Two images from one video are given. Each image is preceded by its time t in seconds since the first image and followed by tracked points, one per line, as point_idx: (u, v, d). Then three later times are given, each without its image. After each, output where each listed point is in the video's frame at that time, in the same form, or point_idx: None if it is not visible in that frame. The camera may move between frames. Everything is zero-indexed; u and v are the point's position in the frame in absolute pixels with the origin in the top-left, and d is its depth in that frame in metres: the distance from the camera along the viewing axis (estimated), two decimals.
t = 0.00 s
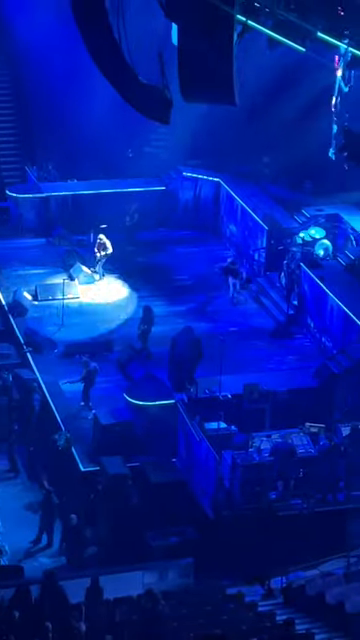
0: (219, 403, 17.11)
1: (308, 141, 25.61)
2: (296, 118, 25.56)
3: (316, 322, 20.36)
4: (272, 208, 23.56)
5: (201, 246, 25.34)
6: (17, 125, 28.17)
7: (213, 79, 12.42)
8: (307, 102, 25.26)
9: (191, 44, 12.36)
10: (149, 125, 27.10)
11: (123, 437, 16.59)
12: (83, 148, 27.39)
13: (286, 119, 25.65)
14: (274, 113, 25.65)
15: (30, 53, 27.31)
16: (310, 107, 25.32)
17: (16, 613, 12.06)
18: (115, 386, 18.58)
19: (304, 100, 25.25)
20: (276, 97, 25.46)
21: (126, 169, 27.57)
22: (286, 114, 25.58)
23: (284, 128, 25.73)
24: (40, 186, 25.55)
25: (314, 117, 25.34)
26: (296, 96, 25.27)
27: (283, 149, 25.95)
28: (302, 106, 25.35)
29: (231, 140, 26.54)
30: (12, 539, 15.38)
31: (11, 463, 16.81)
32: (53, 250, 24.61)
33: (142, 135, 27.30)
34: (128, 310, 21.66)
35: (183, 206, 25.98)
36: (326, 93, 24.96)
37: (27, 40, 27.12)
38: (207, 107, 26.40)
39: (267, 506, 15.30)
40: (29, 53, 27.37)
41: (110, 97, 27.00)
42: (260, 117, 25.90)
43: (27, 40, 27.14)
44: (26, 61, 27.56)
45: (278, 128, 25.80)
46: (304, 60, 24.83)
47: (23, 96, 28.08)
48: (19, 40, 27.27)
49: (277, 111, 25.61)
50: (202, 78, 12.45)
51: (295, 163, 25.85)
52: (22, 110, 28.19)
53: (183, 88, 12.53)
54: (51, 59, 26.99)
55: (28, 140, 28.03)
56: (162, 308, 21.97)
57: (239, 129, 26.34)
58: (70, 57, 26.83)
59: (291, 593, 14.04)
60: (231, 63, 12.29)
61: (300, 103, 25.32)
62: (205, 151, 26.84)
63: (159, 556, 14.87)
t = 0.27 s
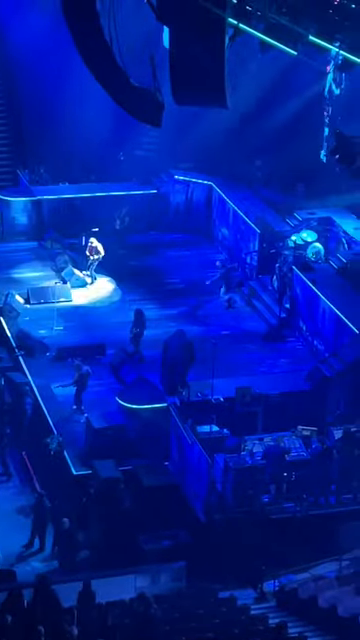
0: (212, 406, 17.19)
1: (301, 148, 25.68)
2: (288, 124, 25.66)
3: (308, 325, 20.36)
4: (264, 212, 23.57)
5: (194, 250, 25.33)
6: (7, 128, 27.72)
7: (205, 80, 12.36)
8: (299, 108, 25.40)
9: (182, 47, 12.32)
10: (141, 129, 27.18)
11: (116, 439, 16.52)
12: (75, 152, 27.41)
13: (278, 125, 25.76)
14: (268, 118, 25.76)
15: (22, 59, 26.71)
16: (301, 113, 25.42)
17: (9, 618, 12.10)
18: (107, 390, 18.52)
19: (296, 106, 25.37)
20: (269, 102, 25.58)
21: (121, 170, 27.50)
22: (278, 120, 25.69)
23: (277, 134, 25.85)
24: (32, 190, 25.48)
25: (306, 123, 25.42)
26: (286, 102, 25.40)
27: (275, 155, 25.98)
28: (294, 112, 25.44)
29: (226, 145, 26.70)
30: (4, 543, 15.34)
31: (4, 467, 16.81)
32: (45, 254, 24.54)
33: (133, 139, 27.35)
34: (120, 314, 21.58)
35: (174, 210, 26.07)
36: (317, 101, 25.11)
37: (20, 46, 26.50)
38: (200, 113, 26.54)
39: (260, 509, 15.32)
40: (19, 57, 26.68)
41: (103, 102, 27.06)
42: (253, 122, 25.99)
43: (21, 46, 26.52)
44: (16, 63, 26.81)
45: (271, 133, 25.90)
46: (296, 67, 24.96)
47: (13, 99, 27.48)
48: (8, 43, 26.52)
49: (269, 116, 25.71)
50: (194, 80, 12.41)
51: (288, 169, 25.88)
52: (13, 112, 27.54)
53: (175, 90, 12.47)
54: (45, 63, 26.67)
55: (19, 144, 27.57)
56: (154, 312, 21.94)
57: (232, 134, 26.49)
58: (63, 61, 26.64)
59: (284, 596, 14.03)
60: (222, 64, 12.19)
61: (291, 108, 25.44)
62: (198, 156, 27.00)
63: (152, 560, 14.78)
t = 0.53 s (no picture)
0: (208, 407, 17.15)
1: (292, 145, 25.63)
2: (279, 123, 25.61)
3: (304, 326, 20.38)
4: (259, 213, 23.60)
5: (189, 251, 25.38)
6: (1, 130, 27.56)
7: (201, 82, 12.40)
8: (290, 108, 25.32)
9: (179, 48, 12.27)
10: (137, 130, 27.32)
11: (112, 440, 16.48)
12: (69, 153, 27.48)
13: (270, 124, 25.73)
14: (260, 118, 25.72)
15: (16, 61, 26.47)
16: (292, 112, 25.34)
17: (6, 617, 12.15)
18: (103, 392, 18.53)
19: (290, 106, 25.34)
20: (261, 102, 25.54)
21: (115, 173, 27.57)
22: (270, 119, 25.66)
23: (270, 133, 25.83)
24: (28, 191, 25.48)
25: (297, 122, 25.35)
26: (278, 101, 25.34)
27: (269, 153, 26.05)
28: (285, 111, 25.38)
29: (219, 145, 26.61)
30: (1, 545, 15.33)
31: None
32: (41, 256, 24.53)
33: (130, 143, 27.50)
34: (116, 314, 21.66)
35: (169, 211, 26.23)
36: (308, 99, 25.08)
37: (13, 47, 26.25)
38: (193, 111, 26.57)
39: (255, 511, 15.25)
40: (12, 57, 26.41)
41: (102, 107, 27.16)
42: (246, 121, 25.96)
43: (15, 47, 26.26)
44: (8, 64, 26.51)
45: (264, 133, 25.88)
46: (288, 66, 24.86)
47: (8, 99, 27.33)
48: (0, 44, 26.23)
49: (262, 115, 25.68)
50: (190, 82, 12.45)
51: (281, 166, 25.99)
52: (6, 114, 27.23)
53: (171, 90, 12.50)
54: (39, 64, 26.53)
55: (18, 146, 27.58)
56: (151, 313, 21.94)
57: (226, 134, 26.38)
58: (57, 61, 26.52)
59: (280, 597, 14.02)
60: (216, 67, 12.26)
61: (283, 107, 25.37)
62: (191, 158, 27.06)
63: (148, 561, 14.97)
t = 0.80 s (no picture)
0: (206, 408, 17.18)
1: (289, 148, 25.39)
2: (276, 125, 25.46)
3: (301, 327, 20.39)
4: (256, 213, 23.62)
5: (186, 252, 25.38)
6: None
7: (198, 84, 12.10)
8: (286, 112, 25.06)
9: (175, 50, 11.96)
10: (135, 132, 27.45)
11: (111, 440, 16.61)
12: (67, 154, 27.67)
13: (268, 126, 25.62)
14: (258, 119, 25.68)
15: (15, 63, 26.47)
16: (288, 117, 25.09)
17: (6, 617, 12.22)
18: (102, 393, 18.55)
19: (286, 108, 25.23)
20: (259, 103, 25.47)
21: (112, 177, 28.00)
22: (267, 121, 25.56)
23: (267, 135, 25.73)
24: (26, 193, 25.48)
25: (293, 126, 25.08)
26: (274, 104, 25.17)
27: (266, 154, 25.93)
28: (282, 114, 25.17)
29: (214, 149, 26.85)
30: None
31: None
32: (39, 257, 24.52)
33: (126, 143, 27.76)
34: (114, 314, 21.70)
35: (167, 212, 26.21)
36: (303, 106, 24.69)
37: (12, 49, 26.22)
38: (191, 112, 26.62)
39: (254, 512, 15.30)
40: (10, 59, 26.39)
41: (97, 109, 27.38)
42: (245, 121, 25.99)
43: (14, 50, 26.23)
44: (8, 67, 26.49)
45: (262, 133, 25.83)
46: (284, 70, 24.61)
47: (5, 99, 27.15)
48: None
49: (259, 116, 25.63)
50: (189, 82, 12.15)
51: (278, 168, 25.84)
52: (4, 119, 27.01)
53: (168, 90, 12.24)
54: (38, 66, 26.55)
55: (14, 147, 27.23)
56: (148, 314, 21.95)
57: (224, 134, 26.42)
58: (55, 62, 26.59)
59: (278, 599, 13.91)
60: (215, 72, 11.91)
61: (280, 111, 25.18)
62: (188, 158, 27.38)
63: (147, 562, 14.79)
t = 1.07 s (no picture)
0: (205, 409, 17.17)
1: (291, 145, 25.61)
2: (278, 125, 25.72)
3: (301, 327, 20.41)
4: (256, 214, 23.63)
5: (186, 253, 25.37)
6: None
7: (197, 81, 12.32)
8: (289, 110, 25.37)
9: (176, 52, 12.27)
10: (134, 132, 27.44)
11: (111, 441, 16.57)
12: (65, 153, 27.60)
13: (269, 126, 25.81)
14: (259, 119, 25.84)
15: (13, 66, 26.31)
16: (291, 114, 25.39)
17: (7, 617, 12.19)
18: (101, 394, 18.54)
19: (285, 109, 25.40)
20: (260, 104, 25.66)
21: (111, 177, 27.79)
22: (268, 121, 25.77)
23: (268, 134, 25.92)
24: (25, 194, 25.44)
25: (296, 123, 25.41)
26: (276, 103, 25.45)
27: (265, 153, 25.98)
28: (284, 112, 25.44)
29: (213, 147, 26.72)
30: None
31: None
32: (38, 258, 24.51)
33: (125, 144, 27.74)
34: (114, 315, 21.71)
35: (167, 213, 26.17)
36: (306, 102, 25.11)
37: (11, 51, 26.09)
38: (191, 114, 26.67)
39: (254, 512, 15.28)
40: (9, 61, 26.22)
41: (95, 109, 27.26)
42: (244, 122, 26.05)
43: (12, 51, 26.10)
44: (6, 69, 26.30)
45: (263, 133, 25.96)
46: (285, 69, 24.90)
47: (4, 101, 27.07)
48: None
49: (261, 116, 25.81)
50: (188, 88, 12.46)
51: (277, 169, 25.87)
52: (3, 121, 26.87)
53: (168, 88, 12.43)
54: (38, 69, 26.45)
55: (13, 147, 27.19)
56: (148, 315, 21.95)
57: (224, 135, 26.45)
58: (54, 63, 26.47)
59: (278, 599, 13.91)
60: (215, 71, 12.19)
61: (282, 109, 25.45)
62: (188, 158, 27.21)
63: (147, 563, 14.83)
